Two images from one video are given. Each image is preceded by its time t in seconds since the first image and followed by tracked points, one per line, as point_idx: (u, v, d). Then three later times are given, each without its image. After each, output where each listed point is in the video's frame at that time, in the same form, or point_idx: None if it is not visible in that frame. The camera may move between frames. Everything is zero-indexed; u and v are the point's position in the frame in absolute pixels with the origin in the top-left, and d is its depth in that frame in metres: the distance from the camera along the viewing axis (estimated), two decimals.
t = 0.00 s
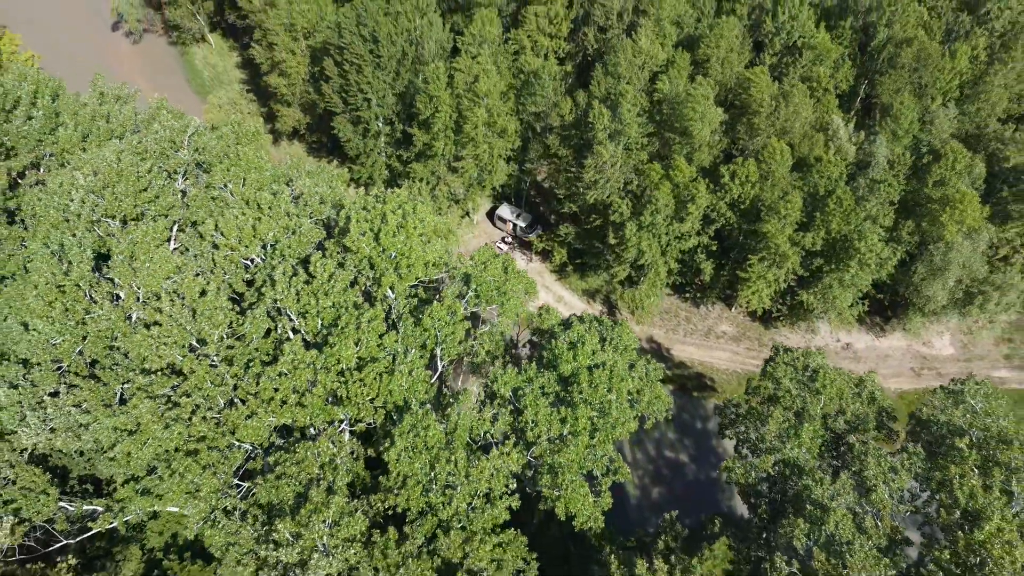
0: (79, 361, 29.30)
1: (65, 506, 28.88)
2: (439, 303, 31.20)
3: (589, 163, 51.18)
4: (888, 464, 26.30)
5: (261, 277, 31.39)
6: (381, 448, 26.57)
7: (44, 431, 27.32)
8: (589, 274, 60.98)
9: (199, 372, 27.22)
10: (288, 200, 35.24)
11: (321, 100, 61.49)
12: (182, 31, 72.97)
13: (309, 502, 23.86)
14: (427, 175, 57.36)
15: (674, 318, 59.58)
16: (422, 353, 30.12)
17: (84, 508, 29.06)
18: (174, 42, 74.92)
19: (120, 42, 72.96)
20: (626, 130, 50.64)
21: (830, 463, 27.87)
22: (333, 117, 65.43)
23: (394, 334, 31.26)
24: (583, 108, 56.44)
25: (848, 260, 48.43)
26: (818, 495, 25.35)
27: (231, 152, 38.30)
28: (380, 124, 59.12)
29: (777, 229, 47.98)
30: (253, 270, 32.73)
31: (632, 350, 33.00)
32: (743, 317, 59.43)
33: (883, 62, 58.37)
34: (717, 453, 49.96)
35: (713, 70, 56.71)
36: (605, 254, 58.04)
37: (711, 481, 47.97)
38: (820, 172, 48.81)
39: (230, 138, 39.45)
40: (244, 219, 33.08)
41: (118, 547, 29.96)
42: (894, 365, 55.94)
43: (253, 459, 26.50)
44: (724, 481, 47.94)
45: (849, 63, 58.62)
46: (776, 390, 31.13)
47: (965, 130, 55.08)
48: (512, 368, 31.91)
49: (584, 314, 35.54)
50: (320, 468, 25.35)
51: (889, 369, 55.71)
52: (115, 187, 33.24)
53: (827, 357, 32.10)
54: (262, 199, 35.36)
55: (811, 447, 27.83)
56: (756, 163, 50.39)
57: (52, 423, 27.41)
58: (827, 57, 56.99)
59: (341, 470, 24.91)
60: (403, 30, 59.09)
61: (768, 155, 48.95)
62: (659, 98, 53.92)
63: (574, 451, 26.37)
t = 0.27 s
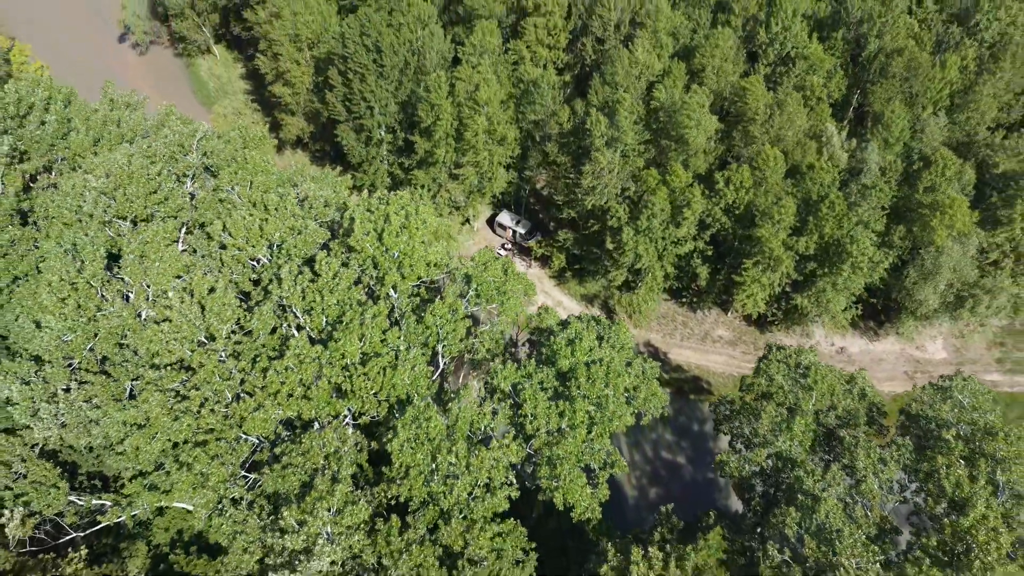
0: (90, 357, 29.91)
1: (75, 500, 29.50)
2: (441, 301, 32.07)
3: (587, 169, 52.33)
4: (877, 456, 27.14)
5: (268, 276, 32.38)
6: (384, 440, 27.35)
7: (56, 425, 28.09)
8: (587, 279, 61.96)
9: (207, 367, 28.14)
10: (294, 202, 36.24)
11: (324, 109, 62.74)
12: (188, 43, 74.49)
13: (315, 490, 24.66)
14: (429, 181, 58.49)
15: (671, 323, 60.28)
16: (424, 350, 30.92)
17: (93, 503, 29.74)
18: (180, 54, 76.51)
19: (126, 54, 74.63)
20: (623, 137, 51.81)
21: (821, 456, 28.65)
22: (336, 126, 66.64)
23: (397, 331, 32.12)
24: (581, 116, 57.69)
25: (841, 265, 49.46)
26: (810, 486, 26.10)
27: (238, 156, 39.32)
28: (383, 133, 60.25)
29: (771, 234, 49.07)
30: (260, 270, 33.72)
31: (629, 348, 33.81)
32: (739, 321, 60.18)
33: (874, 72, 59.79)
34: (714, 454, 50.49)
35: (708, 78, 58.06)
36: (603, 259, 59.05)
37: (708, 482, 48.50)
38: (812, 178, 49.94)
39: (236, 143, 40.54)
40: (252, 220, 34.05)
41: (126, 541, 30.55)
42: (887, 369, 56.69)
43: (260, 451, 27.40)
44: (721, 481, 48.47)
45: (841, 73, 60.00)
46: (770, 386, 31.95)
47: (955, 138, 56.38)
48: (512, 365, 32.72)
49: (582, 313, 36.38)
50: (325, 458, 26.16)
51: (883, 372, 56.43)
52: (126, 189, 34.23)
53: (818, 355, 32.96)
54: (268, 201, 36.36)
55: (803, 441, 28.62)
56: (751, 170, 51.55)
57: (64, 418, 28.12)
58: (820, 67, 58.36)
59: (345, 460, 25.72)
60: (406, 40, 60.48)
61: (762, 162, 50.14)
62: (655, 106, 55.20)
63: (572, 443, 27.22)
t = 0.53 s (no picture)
0: (101, 353, 30.69)
1: (84, 494, 30.18)
2: (442, 300, 32.97)
3: (585, 175, 53.52)
4: (867, 447, 28.00)
5: (275, 274, 33.44)
6: (387, 432, 28.17)
7: (68, 419, 28.81)
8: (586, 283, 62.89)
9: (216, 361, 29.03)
10: (299, 204, 37.32)
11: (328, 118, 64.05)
12: (194, 54, 76.00)
13: (320, 479, 25.47)
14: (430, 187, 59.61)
15: (668, 327, 61.14)
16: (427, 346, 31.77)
17: (102, 497, 30.45)
18: (186, 65, 77.82)
19: (133, 64, 76.01)
20: (621, 144, 53.06)
21: (813, 449, 29.46)
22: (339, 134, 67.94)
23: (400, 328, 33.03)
24: (580, 124, 58.95)
25: (834, 268, 50.48)
26: (801, 477, 26.92)
27: (245, 160, 40.43)
28: (386, 140, 61.52)
29: (765, 238, 50.15)
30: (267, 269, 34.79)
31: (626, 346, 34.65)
32: (735, 325, 61.05)
33: (866, 81, 61.15)
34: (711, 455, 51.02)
35: (704, 87, 59.42)
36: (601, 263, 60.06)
37: (705, 482, 48.95)
38: (805, 183, 51.09)
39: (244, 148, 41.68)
40: (259, 221, 35.07)
41: (134, 534, 31.20)
42: (882, 372, 57.32)
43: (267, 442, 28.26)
44: (718, 482, 48.98)
45: (834, 82, 61.38)
46: (763, 383, 32.77)
47: (946, 146, 57.69)
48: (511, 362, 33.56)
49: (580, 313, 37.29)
50: (330, 449, 27.01)
51: (878, 376, 57.07)
52: (137, 191, 35.26)
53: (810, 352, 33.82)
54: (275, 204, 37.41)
55: (794, 434, 29.43)
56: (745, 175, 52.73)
57: (76, 412, 28.88)
58: (813, 77, 59.73)
59: (349, 451, 26.56)
60: (408, 51, 61.92)
61: (756, 167, 51.32)
62: (652, 114, 56.50)
63: (571, 435, 28.05)
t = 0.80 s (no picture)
0: (112, 347, 31.56)
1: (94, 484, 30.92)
2: (444, 295, 33.89)
3: (584, 178, 54.65)
4: (856, 437, 28.92)
5: (281, 270, 34.45)
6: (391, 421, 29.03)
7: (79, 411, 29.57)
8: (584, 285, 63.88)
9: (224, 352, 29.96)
10: (305, 203, 38.32)
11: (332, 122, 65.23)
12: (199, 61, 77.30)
13: (326, 465, 26.32)
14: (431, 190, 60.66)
15: (665, 328, 62.02)
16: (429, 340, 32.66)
17: (111, 487, 31.20)
18: (191, 72, 79.04)
19: (139, 71, 77.38)
20: (618, 147, 54.17)
21: (805, 439, 30.32)
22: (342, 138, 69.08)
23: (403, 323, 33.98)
24: (579, 128, 60.11)
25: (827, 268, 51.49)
26: (792, 465, 27.81)
27: (252, 161, 41.52)
28: (388, 144, 62.66)
29: (760, 239, 51.21)
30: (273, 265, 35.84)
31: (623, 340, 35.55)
32: (731, 326, 61.96)
33: (860, 86, 62.38)
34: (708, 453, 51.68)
35: (701, 92, 60.63)
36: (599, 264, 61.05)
37: (702, 480, 49.57)
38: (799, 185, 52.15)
39: (251, 149, 42.73)
40: (266, 218, 36.04)
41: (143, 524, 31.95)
42: (876, 372, 58.17)
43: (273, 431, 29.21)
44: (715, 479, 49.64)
45: (828, 87, 62.63)
46: (757, 376, 33.62)
47: (938, 150, 58.91)
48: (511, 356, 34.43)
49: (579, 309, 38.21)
50: (335, 437, 27.89)
51: (872, 375, 57.92)
52: (147, 189, 36.22)
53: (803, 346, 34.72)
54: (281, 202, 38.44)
55: (786, 424, 30.29)
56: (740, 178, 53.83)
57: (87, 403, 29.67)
58: (807, 82, 60.97)
59: (354, 438, 27.44)
60: (410, 56, 63.12)
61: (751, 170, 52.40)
62: (650, 118, 57.65)
63: (569, 425, 28.95)
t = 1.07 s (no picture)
0: (122, 337, 32.37)
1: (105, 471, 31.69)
2: (446, 286, 34.79)
3: (583, 176, 55.68)
4: (846, 422, 29.87)
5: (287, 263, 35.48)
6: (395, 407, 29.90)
7: (92, 399, 30.35)
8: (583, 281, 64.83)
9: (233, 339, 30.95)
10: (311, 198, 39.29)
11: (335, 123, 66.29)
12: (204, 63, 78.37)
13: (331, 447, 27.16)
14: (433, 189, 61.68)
15: (663, 324, 62.92)
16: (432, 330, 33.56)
17: (121, 474, 31.98)
18: (196, 75, 80.03)
19: (143, 73, 78.43)
20: (616, 146, 55.17)
21: (796, 426, 31.22)
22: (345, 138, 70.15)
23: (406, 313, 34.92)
24: (577, 127, 61.14)
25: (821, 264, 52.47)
26: (784, 450, 28.74)
27: (258, 158, 42.64)
28: (390, 144, 63.74)
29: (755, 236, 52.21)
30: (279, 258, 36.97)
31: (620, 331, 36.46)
32: (728, 322, 62.87)
33: (854, 87, 63.40)
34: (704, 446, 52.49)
35: (697, 93, 61.66)
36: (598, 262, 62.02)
37: (699, 473, 50.39)
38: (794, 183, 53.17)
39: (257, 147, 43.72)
40: (273, 212, 36.90)
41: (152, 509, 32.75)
42: (870, 367, 59.13)
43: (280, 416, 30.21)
44: (711, 472, 50.45)
45: (822, 88, 63.68)
46: (751, 366, 34.52)
47: (930, 149, 59.98)
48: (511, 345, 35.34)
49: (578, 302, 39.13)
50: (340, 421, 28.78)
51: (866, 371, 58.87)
52: (157, 184, 37.14)
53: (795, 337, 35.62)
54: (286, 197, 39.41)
55: (779, 411, 31.18)
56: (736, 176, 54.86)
57: (99, 390, 30.44)
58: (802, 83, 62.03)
59: (359, 423, 28.32)
60: (412, 58, 64.13)
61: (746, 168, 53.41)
62: (647, 118, 58.71)
63: (568, 411, 29.85)
